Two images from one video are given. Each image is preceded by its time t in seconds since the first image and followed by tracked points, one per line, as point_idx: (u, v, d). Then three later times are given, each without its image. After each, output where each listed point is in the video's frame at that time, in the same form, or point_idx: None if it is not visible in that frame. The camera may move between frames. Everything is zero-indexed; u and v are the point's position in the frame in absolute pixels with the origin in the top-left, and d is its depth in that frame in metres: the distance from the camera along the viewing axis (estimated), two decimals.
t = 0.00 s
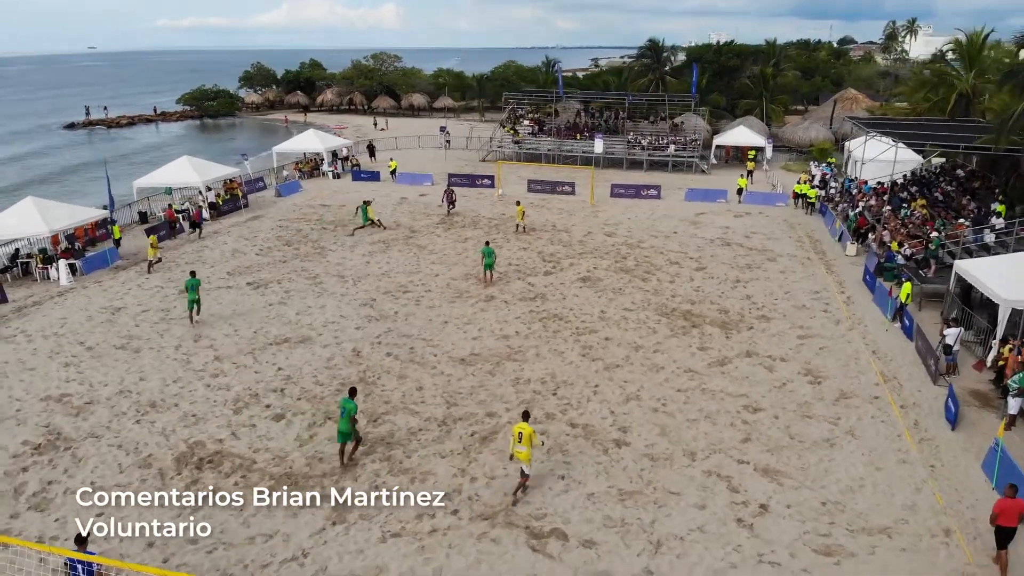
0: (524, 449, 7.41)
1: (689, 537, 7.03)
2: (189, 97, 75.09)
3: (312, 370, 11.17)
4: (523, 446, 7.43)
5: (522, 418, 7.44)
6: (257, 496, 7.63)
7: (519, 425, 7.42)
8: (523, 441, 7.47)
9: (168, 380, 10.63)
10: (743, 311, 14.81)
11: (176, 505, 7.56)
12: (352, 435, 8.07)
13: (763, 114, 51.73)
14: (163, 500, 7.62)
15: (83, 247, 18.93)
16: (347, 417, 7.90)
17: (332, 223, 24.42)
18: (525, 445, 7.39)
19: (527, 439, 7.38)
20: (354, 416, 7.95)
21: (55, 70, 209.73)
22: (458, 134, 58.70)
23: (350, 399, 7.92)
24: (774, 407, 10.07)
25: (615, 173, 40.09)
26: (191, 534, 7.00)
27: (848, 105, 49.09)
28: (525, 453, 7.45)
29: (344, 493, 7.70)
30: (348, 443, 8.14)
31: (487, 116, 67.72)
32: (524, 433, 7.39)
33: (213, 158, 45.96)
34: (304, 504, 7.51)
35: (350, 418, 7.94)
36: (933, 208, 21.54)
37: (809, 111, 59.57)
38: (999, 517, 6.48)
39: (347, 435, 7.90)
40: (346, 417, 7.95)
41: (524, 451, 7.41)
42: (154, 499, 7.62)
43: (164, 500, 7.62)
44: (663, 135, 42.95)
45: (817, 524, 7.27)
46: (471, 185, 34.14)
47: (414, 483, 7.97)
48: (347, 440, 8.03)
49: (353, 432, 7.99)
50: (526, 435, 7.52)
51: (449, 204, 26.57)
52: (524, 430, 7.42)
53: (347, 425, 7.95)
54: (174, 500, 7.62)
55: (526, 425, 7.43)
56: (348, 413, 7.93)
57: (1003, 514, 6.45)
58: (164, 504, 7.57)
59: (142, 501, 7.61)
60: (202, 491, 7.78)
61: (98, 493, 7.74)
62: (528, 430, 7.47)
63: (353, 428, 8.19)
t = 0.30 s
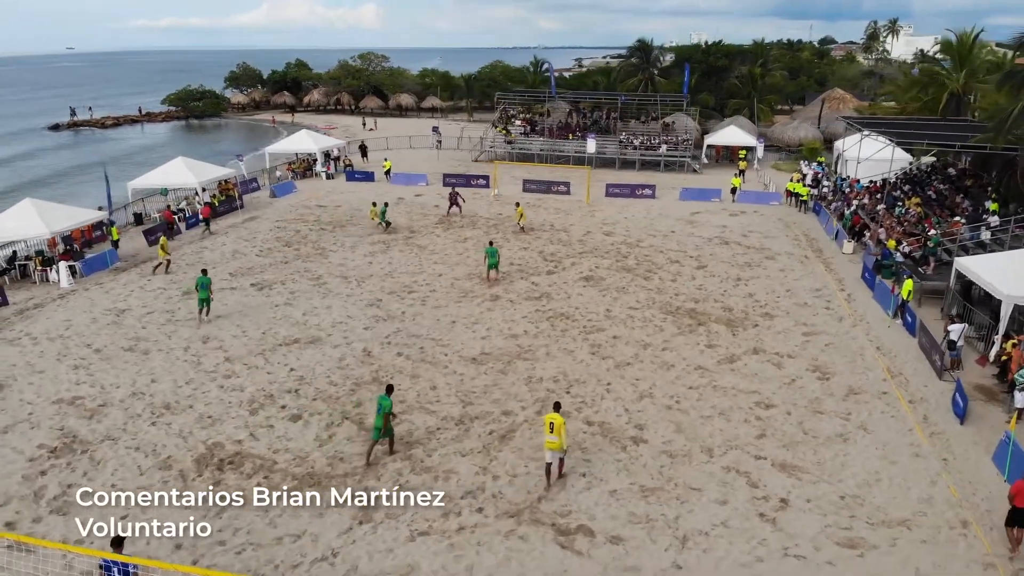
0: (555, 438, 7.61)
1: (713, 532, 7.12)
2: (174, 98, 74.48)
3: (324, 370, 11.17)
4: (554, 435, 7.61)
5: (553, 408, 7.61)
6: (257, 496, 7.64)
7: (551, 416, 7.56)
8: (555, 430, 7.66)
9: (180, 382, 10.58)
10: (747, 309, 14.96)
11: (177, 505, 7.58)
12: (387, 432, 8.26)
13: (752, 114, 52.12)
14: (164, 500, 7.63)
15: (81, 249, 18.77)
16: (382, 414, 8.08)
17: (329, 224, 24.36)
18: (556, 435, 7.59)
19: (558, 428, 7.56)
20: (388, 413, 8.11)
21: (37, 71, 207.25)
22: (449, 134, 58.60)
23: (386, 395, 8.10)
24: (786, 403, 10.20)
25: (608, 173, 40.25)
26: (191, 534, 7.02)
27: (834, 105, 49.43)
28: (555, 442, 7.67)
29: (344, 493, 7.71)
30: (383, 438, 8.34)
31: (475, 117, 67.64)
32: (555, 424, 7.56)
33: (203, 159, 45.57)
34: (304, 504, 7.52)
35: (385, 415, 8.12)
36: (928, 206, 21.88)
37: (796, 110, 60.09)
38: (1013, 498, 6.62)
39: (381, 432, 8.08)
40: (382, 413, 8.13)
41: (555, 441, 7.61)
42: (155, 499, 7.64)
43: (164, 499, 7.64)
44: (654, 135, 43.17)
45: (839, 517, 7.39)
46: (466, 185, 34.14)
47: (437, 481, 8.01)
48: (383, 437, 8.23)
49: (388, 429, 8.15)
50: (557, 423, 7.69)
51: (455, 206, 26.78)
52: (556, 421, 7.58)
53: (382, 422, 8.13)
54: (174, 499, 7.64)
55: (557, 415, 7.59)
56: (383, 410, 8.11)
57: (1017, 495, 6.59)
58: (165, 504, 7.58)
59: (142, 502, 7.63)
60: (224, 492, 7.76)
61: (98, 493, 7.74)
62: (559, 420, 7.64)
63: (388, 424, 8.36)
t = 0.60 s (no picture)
0: (587, 431, 7.78)
1: (738, 526, 7.23)
2: (158, 99, 73.81)
3: (337, 370, 11.17)
4: (586, 428, 7.79)
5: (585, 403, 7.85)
6: (258, 496, 7.65)
7: (584, 409, 7.82)
8: (587, 424, 7.85)
9: (193, 385, 10.54)
10: (751, 307, 15.12)
11: (177, 505, 7.59)
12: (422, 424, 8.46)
13: (741, 114, 52.57)
14: (164, 500, 7.65)
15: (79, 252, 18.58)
16: (417, 407, 8.25)
17: (327, 225, 24.28)
18: (589, 428, 7.77)
19: (590, 421, 7.76)
20: (423, 407, 8.28)
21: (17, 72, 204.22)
22: (439, 134, 58.51)
23: (420, 390, 8.30)
24: (798, 399, 10.34)
25: (600, 173, 40.41)
26: (191, 534, 7.03)
27: (821, 104, 49.50)
28: (587, 435, 7.84)
29: (344, 493, 7.72)
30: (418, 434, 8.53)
31: (464, 116, 67.61)
32: (588, 416, 7.77)
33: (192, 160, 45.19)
34: (304, 504, 7.53)
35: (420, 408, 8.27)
36: (921, 204, 22.21)
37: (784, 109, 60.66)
38: None
39: (419, 424, 8.28)
40: (416, 408, 8.30)
41: (587, 434, 7.76)
42: (155, 500, 7.65)
43: (164, 500, 7.66)
44: (646, 135, 43.40)
45: (859, 510, 7.52)
46: (461, 185, 34.15)
47: (461, 480, 8.05)
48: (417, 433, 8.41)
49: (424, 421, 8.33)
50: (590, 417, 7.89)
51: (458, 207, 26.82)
52: (588, 414, 7.82)
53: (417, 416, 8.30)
54: (174, 500, 7.66)
55: (590, 409, 7.83)
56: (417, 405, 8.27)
57: None
58: (165, 504, 7.60)
59: (142, 502, 7.64)
60: (248, 493, 7.75)
61: (97, 493, 7.74)
62: (592, 414, 7.85)
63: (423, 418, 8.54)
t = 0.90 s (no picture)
0: (614, 424, 8.03)
1: (761, 521, 7.33)
2: (142, 100, 73.06)
3: (349, 371, 11.16)
4: (614, 421, 8.05)
5: (613, 396, 8.08)
6: (257, 496, 7.67)
7: (611, 402, 8.02)
8: (615, 417, 8.09)
9: (205, 386, 10.49)
10: (754, 304, 15.29)
11: (177, 504, 7.62)
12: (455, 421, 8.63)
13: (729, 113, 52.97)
14: (164, 500, 7.67)
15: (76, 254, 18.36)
16: (449, 404, 8.43)
17: (324, 225, 24.17)
18: (616, 421, 8.02)
19: (618, 415, 8.00)
20: (456, 404, 8.43)
21: None
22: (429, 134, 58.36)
23: (450, 386, 8.47)
24: (808, 395, 10.49)
25: (593, 173, 40.56)
26: (191, 534, 7.08)
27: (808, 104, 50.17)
28: (614, 427, 8.10)
29: (344, 494, 7.73)
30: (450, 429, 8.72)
31: (451, 117, 67.52)
32: (615, 410, 8.00)
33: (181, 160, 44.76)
34: (303, 504, 7.55)
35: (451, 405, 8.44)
36: (914, 203, 22.55)
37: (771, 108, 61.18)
38: None
39: (452, 421, 8.46)
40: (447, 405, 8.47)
41: (614, 426, 8.03)
42: (155, 499, 7.67)
43: (164, 500, 7.67)
44: (637, 135, 43.62)
45: (877, 503, 7.66)
46: (455, 185, 34.13)
47: (484, 479, 8.09)
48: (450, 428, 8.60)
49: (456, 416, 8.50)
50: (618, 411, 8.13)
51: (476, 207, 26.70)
52: (616, 407, 8.03)
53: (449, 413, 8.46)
54: (174, 499, 7.68)
55: (618, 402, 8.05)
56: (449, 402, 8.43)
57: None
58: (165, 504, 7.62)
59: (142, 502, 7.65)
60: (272, 494, 7.75)
61: (97, 493, 7.75)
62: (620, 408, 8.08)
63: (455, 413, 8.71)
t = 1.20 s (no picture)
0: (644, 415, 8.32)
1: (784, 514, 7.45)
2: (126, 101, 72.22)
3: (362, 370, 11.16)
4: (643, 413, 8.34)
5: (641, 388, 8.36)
6: (257, 496, 7.67)
7: (640, 394, 8.31)
8: (644, 408, 8.37)
9: (219, 387, 10.45)
10: (756, 302, 15.47)
11: (177, 504, 7.62)
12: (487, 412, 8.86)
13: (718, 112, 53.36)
14: (164, 500, 7.67)
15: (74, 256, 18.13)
16: (479, 397, 8.64)
17: (322, 226, 24.07)
18: (645, 412, 8.31)
19: (647, 406, 8.28)
20: (485, 396, 8.63)
21: None
22: (419, 134, 58.21)
23: (481, 379, 8.69)
24: (818, 390, 10.66)
25: (586, 172, 40.70)
26: (191, 534, 7.11)
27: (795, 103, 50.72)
28: (644, 418, 8.38)
29: (344, 493, 7.73)
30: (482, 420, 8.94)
31: (438, 116, 67.38)
32: (645, 401, 8.28)
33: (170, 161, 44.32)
34: (305, 504, 7.55)
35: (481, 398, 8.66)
36: (907, 201, 22.91)
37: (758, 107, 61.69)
38: None
39: (481, 413, 8.67)
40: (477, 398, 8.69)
41: (644, 417, 8.31)
42: (155, 499, 7.67)
43: (165, 499, 7.68)
44: (628, 135, 43.82)
45: (895, 495, 7.81)
46: (449, 185, 34.11)
47: (508, 476, 8.14)
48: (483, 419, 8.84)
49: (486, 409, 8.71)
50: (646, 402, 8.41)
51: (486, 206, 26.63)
52: (645, 398, 8.31)
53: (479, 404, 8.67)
54: (174, 499, 7.68)
55: (646, 394, 8.33)
56: (479, 394, 8.64)
57: None
58: (165, 503, 7.62)
59: (142, 501, 7.65)
60: (296, 494, 7.75)
61: (97, 493, 7.74)
62: (647, 399, 8.36)
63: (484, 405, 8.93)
